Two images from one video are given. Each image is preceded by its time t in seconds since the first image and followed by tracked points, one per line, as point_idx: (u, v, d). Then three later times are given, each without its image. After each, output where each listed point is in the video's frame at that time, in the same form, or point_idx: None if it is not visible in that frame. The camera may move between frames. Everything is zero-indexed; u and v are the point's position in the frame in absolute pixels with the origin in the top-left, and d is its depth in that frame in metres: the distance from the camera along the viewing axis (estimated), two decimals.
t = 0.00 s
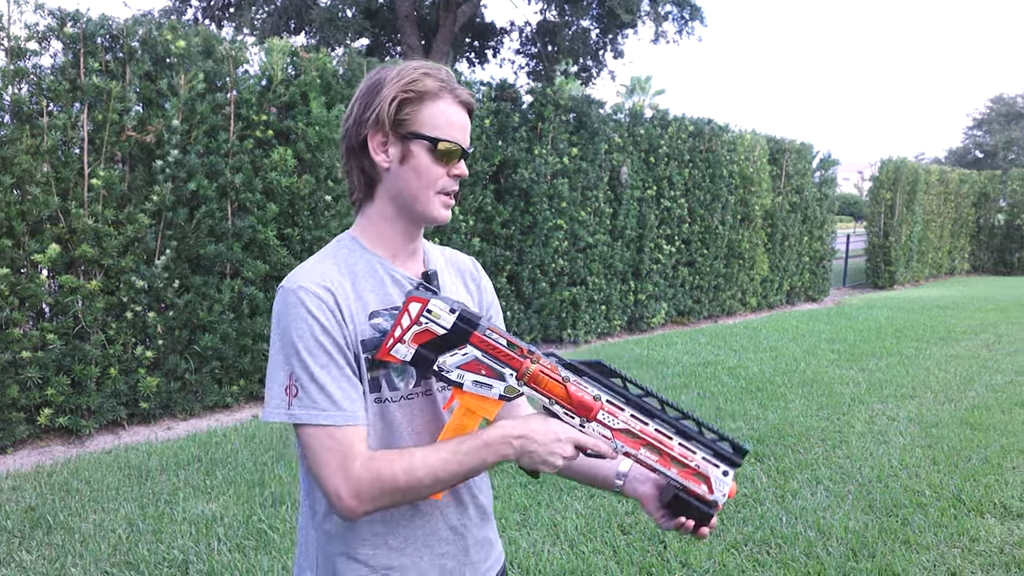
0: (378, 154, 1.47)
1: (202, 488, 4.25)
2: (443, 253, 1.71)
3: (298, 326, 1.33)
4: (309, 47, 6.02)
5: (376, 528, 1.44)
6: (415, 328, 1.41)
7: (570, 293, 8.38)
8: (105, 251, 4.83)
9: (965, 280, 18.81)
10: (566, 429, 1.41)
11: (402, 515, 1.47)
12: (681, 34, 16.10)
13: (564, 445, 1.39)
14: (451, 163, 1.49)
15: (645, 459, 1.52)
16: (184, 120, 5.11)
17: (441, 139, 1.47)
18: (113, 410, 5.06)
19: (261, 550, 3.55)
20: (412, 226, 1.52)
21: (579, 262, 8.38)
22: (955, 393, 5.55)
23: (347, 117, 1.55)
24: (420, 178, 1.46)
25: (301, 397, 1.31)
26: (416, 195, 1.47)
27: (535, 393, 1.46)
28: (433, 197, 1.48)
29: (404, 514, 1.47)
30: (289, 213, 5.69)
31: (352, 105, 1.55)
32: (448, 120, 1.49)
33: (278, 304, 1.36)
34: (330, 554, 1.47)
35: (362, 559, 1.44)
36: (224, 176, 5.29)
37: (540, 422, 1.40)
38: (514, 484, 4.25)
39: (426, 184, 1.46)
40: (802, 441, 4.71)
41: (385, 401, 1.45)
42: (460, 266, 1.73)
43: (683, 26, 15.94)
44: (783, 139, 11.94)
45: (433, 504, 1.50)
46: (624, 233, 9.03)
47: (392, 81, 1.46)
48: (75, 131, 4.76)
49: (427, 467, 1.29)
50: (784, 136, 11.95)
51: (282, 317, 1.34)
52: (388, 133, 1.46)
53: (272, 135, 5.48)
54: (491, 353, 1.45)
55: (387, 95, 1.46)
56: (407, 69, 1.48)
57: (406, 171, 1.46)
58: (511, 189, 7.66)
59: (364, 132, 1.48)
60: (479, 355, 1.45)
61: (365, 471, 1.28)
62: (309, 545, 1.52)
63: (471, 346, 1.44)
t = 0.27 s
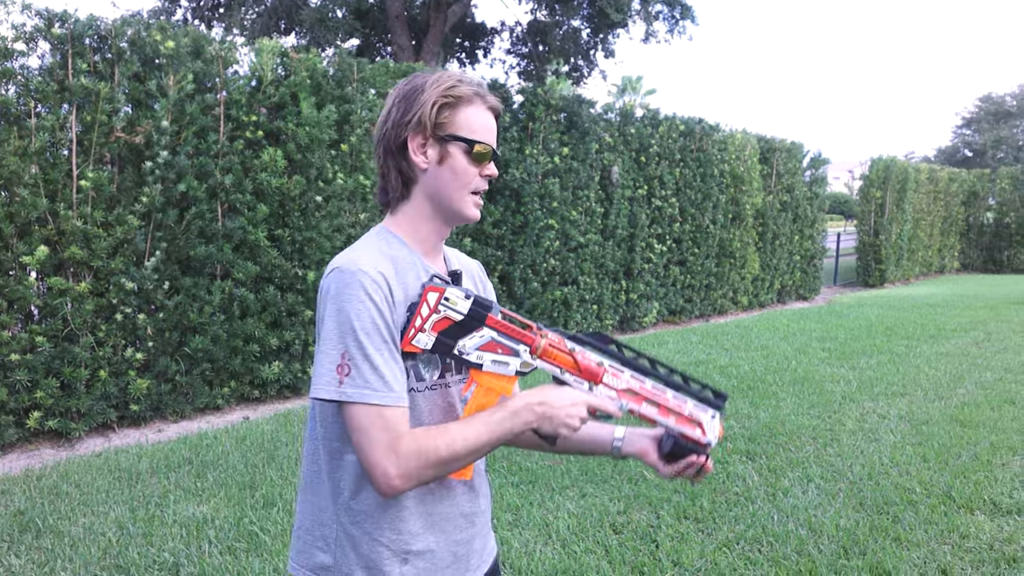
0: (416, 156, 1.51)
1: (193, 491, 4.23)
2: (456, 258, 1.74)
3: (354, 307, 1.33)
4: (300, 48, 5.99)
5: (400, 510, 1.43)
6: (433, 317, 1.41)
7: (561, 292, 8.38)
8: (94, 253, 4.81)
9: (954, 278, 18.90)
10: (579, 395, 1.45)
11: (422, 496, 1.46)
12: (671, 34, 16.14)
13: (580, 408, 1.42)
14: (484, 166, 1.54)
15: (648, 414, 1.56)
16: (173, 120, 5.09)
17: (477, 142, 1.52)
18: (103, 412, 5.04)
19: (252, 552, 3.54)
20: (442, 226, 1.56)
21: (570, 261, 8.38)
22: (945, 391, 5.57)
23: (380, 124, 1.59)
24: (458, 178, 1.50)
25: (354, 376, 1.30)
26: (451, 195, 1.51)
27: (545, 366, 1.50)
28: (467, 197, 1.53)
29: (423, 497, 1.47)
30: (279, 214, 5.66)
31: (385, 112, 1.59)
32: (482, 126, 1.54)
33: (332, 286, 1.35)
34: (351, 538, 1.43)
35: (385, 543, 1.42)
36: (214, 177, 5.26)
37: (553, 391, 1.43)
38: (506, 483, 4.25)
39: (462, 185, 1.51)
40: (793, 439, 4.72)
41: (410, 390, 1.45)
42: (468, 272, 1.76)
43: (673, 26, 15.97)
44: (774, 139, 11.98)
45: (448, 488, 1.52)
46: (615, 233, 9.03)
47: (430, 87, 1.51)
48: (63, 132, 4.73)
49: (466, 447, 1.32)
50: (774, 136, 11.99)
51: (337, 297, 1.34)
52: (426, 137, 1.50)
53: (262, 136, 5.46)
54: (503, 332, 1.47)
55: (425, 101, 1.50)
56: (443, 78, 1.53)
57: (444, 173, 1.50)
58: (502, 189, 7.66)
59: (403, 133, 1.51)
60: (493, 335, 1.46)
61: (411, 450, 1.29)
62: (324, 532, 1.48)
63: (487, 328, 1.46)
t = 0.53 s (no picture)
0: (437, 157, 1.58)
1: (175, 491, 4.20)
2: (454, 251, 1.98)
3: (418, 297, 1.42)
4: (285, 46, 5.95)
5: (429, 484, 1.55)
6: (441, 286, 1.72)
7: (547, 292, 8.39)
8: (76, 252, 4.76)
9: (936, 278, 19.03)
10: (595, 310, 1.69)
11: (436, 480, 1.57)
12: (657, 34, 16.17)
13: (597, 324, 1.67)
14: (492, 164, 1.65)
15: (651, 301, 2.06)
16: (156, 118, 5.06)
17: (490, 146, 1.62)
18: (85, 412, 4.99)
19: (235, 553, 3.52)
20: (451, 219, 1.67)
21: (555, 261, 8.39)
22: (927, 391, 5.61)
23: (386, 127, 1.62)
24: (475, 179, 1.61)
25: (423, 361, 1.40)
26: (468, 195, 1.62)
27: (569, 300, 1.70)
28: (478, 195, 1.64)
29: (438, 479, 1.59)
30: (264, 212, 5.63)
31: (391, 116, 1.62)
32: (490, 128, 1.64)
33: (391, 277, 1.41)
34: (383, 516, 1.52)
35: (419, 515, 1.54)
36: (197, 175, 5.23)
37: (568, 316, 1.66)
38: (490, 482, 4.25)
39: (476, 186, 1.62)
40: (777, 439, 4.74)
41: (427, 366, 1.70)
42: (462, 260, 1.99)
43: (659, 27, 16.01)
44: (759, 139, 12.03)
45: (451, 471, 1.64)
46: (600, 233, 9.04)
47: (446, 96, 1.58)
48: (45, 130, 4.69)
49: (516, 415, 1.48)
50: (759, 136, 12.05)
51: (398, 289, 1.41)
52: (449, 140, 1.57)
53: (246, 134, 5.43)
54: (505, 280, 1.83)
55: (442, 109, 1.57)
56: (455, 85, 1.59)
57: (463, 175, 1.60)
58: (487, 189, 7.65)
59: (425, 136, 1.56)
60: (495, 285, 1.80)
61: (475, 423, 1.42)
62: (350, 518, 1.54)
63: (491, 280, 1.79)
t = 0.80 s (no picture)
0: (397, 150, 1.55)
1: (122, 491, 4.10)
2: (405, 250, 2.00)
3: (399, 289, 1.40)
4: (236, 36, 5.85)
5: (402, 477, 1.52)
6: (416, 287, 1.77)
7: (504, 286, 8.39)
8: (18, 247, 4.62)
9: (887, 271, 19.48)
10: (543, 315, 1.72)
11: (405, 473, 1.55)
12: (614, 28, 16.23)
13: (546, 326, 1.70)
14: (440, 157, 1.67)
15: (591, 309, 2.12)
16: (102, 110, 4.92)
17: (443, 142, 1.64)
18: (28, 413, 4.85)
19: (183, 554, 3.44)
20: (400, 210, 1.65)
21: (513, 255, 8.39)
22: (875, 381, 5.71)
23: (341, 118, 1.56)
24: (429, 174, 1.62)
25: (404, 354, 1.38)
26: (423, 188, 1.62)
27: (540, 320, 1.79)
28: (427, 190, 1.65)
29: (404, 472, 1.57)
30: (216, 207, 5.53)
31: (347, 106, 1.56)
32: (442, 122, 1.65)
33: (372, 270, 1.38)
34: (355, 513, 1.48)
35: (393, 508, 1.51)
36: (146, 168, 5.11)
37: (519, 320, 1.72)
38: (445, 478, 4.22)
39: (429, 181, 1.63)
40: (730, 430, 4.78)
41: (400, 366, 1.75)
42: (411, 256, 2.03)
43: (616, 21, 16.10)
44: (714, 134, 12.18)
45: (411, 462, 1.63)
46: (557, 227, 9.05)
47: (409, 90, 1.56)
48: None
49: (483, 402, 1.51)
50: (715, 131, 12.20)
51: (382, 280, 1.38)
52: (410, 134, 1.55)
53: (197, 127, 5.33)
54: (472, 283, 1.88)
55: (404, 103, 1.55)
56: (416, 78, 1.58)
57: (420, 169, 1.60)
58: (444, 183, 7.62)
59: (387, 127, 1.53)
60: (464, 287, 1.86)
61: (450, 414, 1.43)
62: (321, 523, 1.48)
63: (460, 286, 1.84)
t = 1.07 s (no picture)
0: (346, 156, 1.48)
1: (60, 493, 3.96)
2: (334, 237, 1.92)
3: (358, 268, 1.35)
4: (184, 26, 5.72)
5: (352, 463, 1.47)
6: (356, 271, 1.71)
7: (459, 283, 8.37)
8: None
9: (835, 270, 19.95)
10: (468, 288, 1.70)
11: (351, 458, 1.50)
12: (569, 26, 16.30)
13: (469, 297, 1.68)
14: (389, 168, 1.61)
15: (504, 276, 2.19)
16: (42, 98, 4.76)
17: (393, 153, 1.57)
18: None
19: (126, 556, 3.34)
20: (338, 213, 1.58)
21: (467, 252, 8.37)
22: (823, 378, 5.81)
23: (294, 112, 1.46)
24: (373, 185, 1.55)
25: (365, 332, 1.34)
26: (366, 197, 1.55)
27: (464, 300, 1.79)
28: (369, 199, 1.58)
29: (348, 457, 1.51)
30: (162, 200, 5.40)
31: (302, 101, 1.47)
32: (398, 132, 1.59)
33: (336, 248, 1.31)
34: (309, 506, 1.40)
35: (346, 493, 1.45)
36: (89, 160, 4.96)
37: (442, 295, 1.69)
38: (397, 476, 4.17)
39: (372, 191, 1.56)
40: (681, 428, 4.82)
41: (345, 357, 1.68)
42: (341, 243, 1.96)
43: (572, 19, 16.16)
44: (667, 133, 12.33)
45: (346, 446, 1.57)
46: (511, 224, 9.03)
47: (369, 95, 1.49)
48: None
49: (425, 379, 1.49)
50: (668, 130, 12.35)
51: (339, 256, 1.32)
52: (361, 143, 1.48)
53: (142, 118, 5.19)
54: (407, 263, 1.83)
55: (363, 110, 1.47)
56: (378, 87, 1.51)
57: (366, 177, 1.53)
58: (397, 178, 7.56)
59: (340, 132, 1.45)
60: (401, 267, 1.81)
61: (403, 393, 1.41)
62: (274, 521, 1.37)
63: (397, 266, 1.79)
